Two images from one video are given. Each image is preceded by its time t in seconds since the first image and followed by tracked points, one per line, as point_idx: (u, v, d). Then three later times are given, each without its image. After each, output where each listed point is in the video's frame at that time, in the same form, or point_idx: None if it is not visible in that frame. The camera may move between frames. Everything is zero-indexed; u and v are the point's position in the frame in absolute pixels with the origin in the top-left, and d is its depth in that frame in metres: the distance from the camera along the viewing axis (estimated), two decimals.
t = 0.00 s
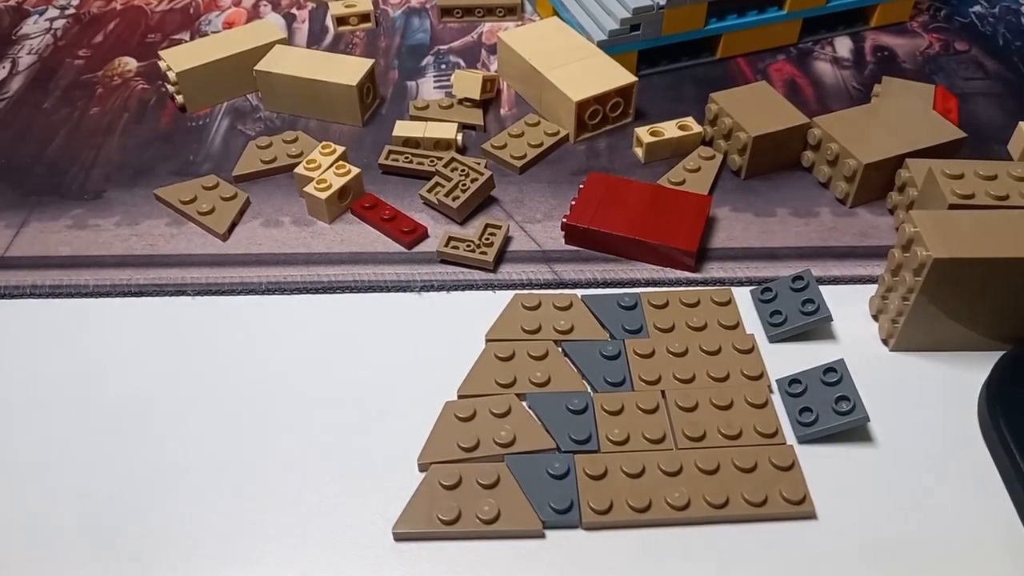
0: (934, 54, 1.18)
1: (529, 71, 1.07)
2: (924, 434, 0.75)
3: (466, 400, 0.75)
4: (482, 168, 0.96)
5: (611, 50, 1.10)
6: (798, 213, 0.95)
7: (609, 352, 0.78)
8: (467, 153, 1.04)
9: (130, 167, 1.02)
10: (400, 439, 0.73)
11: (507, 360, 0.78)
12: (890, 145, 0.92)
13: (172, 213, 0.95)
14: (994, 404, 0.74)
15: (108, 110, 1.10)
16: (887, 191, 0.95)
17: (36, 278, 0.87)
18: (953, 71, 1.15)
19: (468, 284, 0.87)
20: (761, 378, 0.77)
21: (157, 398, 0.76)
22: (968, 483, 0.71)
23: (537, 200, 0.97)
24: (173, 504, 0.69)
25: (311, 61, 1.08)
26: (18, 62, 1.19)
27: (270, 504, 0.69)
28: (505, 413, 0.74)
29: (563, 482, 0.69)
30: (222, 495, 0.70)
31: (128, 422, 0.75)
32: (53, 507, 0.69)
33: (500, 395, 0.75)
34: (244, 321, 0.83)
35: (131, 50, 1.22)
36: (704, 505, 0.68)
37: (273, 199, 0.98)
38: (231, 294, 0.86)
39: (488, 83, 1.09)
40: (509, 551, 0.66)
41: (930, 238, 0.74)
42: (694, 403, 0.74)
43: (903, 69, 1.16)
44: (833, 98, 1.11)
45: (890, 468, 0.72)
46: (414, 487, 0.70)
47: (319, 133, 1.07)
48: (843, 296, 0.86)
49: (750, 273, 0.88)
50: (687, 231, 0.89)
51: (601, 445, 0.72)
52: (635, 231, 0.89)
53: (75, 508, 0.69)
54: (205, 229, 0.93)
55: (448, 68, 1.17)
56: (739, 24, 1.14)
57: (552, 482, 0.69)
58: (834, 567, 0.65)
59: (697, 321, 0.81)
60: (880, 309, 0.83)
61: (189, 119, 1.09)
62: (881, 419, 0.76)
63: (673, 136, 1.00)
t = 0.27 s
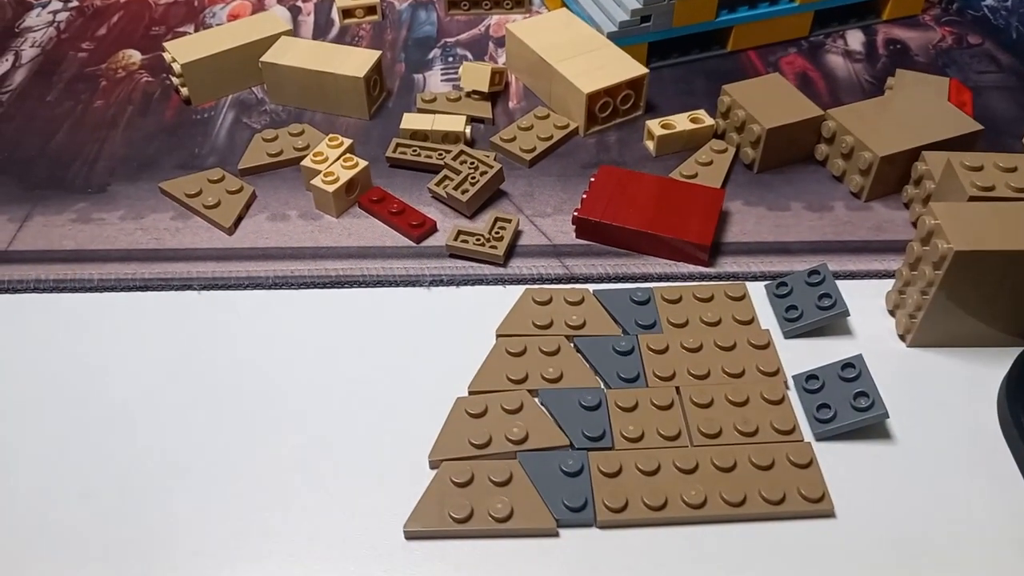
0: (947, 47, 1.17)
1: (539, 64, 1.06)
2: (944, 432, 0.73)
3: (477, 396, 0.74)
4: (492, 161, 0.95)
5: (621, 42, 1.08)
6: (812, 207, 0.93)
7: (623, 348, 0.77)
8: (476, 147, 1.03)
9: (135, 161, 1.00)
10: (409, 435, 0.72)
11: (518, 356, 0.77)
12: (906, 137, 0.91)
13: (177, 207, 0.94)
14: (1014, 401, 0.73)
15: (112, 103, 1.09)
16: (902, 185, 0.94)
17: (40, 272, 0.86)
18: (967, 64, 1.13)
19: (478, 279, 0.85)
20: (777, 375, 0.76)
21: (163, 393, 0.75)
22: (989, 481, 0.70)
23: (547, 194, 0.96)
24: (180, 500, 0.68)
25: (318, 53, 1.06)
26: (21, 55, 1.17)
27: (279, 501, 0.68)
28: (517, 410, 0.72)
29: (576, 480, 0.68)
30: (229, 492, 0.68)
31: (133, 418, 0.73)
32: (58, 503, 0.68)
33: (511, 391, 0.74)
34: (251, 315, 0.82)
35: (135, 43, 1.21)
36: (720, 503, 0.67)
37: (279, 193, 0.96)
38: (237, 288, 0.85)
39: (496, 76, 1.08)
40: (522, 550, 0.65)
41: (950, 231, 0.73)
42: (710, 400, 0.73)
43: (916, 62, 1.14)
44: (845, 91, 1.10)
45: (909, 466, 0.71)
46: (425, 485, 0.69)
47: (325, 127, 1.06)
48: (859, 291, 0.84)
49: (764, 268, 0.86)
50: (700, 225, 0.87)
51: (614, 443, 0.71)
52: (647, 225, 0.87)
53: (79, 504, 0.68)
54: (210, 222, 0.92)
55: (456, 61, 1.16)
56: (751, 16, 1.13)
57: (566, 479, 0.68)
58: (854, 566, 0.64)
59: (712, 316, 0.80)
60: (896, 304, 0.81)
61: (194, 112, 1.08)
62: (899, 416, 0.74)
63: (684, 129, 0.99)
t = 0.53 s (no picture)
0: (949, 58, 1.17)
1: (543, 76, 1.07)
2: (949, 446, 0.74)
3: (485, 410, 0.74)
4: (497, 174, 0.95)
5: (625, 54, 1.09)
6: (816, 220, 0.94)
7: (628, 362, 0.78)
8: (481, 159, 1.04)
9: (142, 173, 1.01)
10: (417, 448, 0.73)
11: (525, 370, 0.77)
12: (909, 151, 0.91)
13: (184, 220, 0.95)
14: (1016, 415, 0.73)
15: (119, 115, 1.10)
16: (905, 197, 0.94)
17: (49, 286, 0.86)
18: (969, 75, 1.14)
19: (484, 292, 0.86)
20: (782, 389, 0.76)
21: (172, 406, 0.76)
22: (994, 494, 0.71)
23: (552, 206, 0.97)
24: (190, 513, 0.68)
25: (324, 66, 1.07)
26: (28, 67, 1.18)
27: (289, 514, 0.68)
28: (524, 424, 0.73)
29: (583, 495, 0.68)
30: (239, 505, 0.69)
31: (143, 431, 0.74)
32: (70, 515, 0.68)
33: (518, 406, 0.75)
34: (259, 327, 0.83)
35: (141, 54, 1.21)
36: (726, 518, 0.67)
37: (286, 206, 0.97)
38: (245, 302, 0.85)
39: (501, 88, 1.08)
40: (531, 565, 0.65)
41: (954, 247, 0.73)
42: (715, 414, 0.73)
43: (918, 73, 1.15)
44: (848, 103, 1.10)
45: (914, 480, 0.71)
46: (432, 499, 0.69)
47: (331, 139, 1.07)
48: (863, 304, 0.85)
49: (768, 281, 0.87)
50: (705, 239, 0.88)
51: (621, 457, 0.71)
52: (652, 239, 0.88)
53: (90, 517, 0.68)
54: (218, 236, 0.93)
55: (460, 73, 1.17)
56: (754, 28, 1.13)
57: (573, 494, 0.68)
58: None
59: (717, 330, 0.80)
60: (900, 317, 0.82)
61: (201, 124, 1.09)
62: (903, 430, 0.75)
63: (688, 142, 0.99)
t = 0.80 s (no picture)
0: (947, 73, 1.18)
1: (544, 91, 1.07)
2: (945, 465, 0.75)
3: (486, 429, 0.75)
4: (498, 192, 0.96)
5: (625, 70, 1.10)
6: (814, 237, 0.95)
7: (628, 381, 0.79)
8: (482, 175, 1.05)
9: (146, 189, 1.02)
10: (419, 466, 0.73)
11: (525, 389, 0.78)
12: (906, 168, 0.92)
13: (188, 237, 0.96)
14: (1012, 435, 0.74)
15: (123, 130, 1.11)
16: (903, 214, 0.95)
17: (55, 303, 0.87)
18: (966, 90, 1.15)
19: (485, 309, 0.87)
20: (780, 409, 0.77)
21: (177, 423, 0.77)
22: (989, 514, 0.71)
23: (553, 223, 0.98)
24: (197, 539, 0.69)
25: (326, 82, 1.08)
26: (32, 81, 1.19)
27: (293, 533, 0.69)
28: (524, 444, 0.74)
29: (583, 515, 0.69)
30: (245, 522, 0.70)
31: (148, 449, 0.75)
32: (76, 532, 0.69)
33: (519, 425, 0.76)
34: (262, 344, 0.84)
35: (144, 68, 1.22)
36: (724, 538, 0.68)
37: (289, 222, 0.98)
38: (249, 319, 0.86)
39: (502, 103, 1.09)
40: None
41: (949, 268, 0.74)
42: (713, 433, 0.74)
43: (916, 88, 1.16)
44: (847, 118, 1.11)
45: (910, 499, 0.72)
46: (435, 518, 0.70)
47: (334, 154, 1.08)
48: (860, 322, 0.86)
49: (766, 299, 0.88)
50: (704, 256, 0.89)
51: (620, 477, 0.72)
52: (651, 257, 0.89)
53: (95, 535, 0.69)
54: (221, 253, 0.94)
55: (462, 87, 1.18)
56: (753, 43, 1.14)
57: (572, 514, 0.69)
58: None
59: (716, 348, 0.81)
60: (897, 336, 0.83)
61: (204, 139, 1.10)
62: (899, 449, 0.76)
63: (688, 159, 1.00)
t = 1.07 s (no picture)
0: (940, 97, 1.19)
1: (540, 117, 1.09)
2: (931, 497, 0.76)
3: (482, 462, 0.77)
4: (494, 220, 0.97)
5: (621, 95, 1.11)
6: (806, 264, 0.96)
7: (621, 413, 0.80)
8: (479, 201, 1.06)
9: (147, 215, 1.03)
10: (416, 500, 0.75)
11: (520, 421, 0.80)
12: (896, 198, 0.94)
13: (189, 264, 0.97)
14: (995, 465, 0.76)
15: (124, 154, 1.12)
16: (894, 242, 0.96)
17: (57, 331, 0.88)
18: (959, 114, 1.16)
19: (481, 339, 0.88)
20: (770, 441, 0.78)
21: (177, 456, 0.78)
22: (973, 545, 0.73)
23: (549, 250, 0.99)
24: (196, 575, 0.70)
25: (326, 108, 1.09)
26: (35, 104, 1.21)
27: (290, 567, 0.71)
28: (519, 476, 0.75)
29: (576, 549, 0.71)
30: (250, 552, 0.72)
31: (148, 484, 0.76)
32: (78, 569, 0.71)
33: (514, 457, 0.77)
34: (260, 374, 0.85)
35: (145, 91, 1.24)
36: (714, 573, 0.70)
37: (288, 249, 0.99)
38: (249, 348, 0.87)
39: (500, 129, 1.10)
40: None
41: (937, 304, 0.75)
42: (705, 466, 0.76)
43: (909, 112, 1.17)
44: (840, 143, 1.12)
45: (897, 530, 0.74)
46: (431, 552, 0.72)
47: (333, 179, 1.09)
48: (850, 352, 0.87)
49: (758, 328, 0.89)
50: (696, 286, 0.90)
51: (612, 510, 0.74)
52: (645, 287, 0.90)
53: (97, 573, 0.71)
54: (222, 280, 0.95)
55: (460, 111, 1.19)
56: (748, 67, 1.15)
57: (565, 548, 0.71)
58: None
59: (708, 380, 0.82)
60: (886, 367, 0.84)
61: (205, 164, 1.11)
62: (886, 481, 0.77)
63: (682, 186, 1.01)
